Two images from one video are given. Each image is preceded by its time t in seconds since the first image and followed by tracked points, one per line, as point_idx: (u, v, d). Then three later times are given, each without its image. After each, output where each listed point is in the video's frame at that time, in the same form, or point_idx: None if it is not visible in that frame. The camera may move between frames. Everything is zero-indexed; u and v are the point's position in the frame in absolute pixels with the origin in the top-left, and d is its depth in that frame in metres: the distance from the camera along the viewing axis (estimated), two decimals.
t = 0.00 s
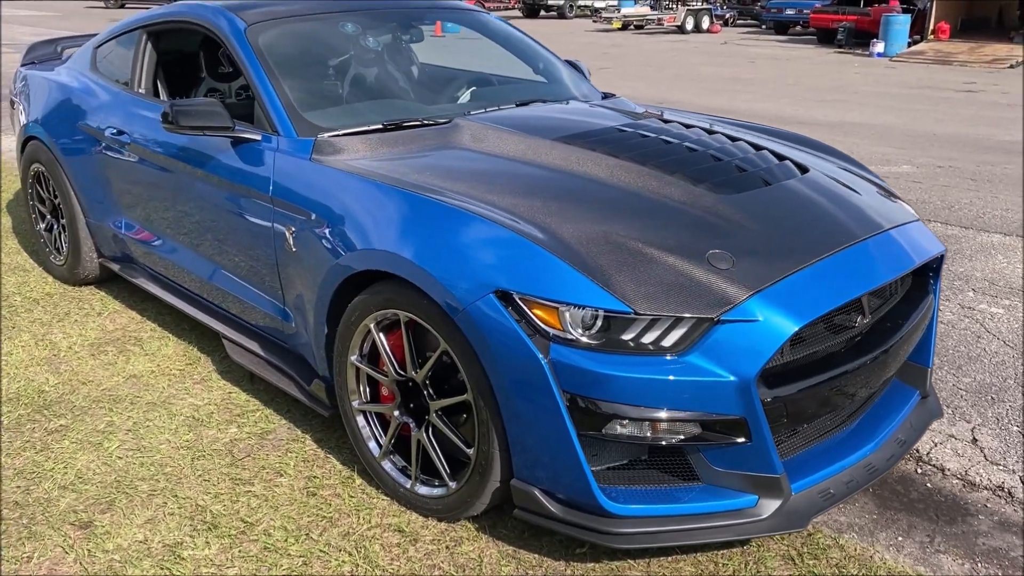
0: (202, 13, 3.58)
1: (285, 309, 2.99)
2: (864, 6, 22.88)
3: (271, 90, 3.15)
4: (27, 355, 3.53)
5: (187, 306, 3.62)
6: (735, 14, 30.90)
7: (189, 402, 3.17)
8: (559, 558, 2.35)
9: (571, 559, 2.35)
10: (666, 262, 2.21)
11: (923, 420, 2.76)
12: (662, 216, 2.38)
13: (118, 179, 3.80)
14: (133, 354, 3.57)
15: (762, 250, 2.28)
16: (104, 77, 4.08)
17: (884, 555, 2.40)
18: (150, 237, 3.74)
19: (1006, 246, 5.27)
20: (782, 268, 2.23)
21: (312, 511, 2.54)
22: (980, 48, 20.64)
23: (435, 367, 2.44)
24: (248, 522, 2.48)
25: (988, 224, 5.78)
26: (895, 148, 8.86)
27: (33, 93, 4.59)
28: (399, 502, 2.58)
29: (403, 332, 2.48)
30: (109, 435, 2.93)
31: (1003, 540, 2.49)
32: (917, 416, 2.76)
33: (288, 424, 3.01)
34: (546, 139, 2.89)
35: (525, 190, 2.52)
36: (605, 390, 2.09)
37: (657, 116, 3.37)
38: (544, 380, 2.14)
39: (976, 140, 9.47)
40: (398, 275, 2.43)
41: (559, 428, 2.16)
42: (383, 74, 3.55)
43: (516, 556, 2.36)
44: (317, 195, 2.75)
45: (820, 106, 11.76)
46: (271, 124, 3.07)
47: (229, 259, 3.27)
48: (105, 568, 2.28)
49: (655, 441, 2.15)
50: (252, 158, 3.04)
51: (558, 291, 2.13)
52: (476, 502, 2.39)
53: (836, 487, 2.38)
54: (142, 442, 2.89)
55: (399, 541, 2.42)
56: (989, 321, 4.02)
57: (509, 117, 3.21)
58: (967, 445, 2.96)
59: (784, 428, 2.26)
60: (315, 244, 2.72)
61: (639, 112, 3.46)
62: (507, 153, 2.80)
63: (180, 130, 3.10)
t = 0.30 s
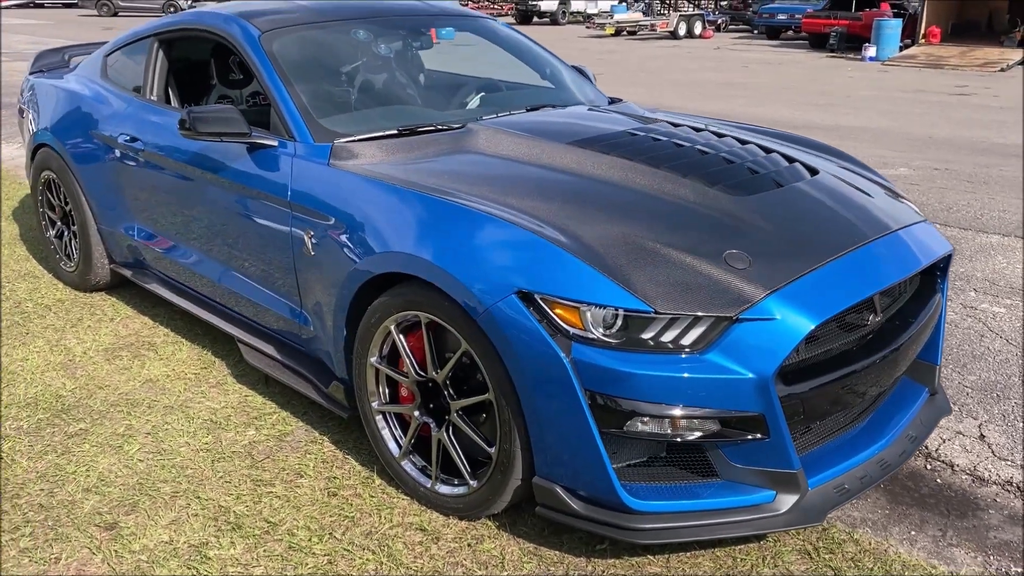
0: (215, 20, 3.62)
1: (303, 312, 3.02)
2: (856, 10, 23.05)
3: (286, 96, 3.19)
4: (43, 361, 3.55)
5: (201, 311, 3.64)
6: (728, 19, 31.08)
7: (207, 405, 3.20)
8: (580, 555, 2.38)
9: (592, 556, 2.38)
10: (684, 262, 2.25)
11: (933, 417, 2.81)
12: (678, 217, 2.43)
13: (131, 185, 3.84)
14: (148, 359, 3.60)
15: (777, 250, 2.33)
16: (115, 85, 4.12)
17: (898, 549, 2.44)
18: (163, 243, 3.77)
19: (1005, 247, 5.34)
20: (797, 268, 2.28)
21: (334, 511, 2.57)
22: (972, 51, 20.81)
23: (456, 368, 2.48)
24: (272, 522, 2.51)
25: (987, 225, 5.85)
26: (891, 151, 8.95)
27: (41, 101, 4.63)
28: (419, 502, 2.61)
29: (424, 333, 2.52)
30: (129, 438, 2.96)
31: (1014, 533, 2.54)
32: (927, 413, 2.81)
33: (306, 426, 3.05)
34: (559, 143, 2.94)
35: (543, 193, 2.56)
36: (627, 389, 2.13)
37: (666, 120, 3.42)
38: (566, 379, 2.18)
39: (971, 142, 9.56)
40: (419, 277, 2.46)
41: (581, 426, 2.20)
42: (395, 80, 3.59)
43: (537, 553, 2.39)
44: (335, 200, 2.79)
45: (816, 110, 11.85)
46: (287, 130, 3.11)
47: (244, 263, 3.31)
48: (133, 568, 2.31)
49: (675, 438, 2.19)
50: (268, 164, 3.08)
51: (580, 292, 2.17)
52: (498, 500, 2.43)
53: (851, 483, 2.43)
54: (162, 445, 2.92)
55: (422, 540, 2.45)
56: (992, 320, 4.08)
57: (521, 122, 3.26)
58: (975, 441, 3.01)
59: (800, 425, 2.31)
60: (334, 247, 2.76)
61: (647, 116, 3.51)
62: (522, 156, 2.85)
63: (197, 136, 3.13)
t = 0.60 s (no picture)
0: (232, 27, 3.69)
1: (323, 313, 3.09)
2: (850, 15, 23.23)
3: (304, 101, 3.25)
4: (63, 363, 3.61)
5: (218, 313, 3.70)
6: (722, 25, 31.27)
7: (227, 405, 3.26)
8: (601, 545, 2.45)
9: (612, 546, 2.45)
10: (701, 259, 2.33)
11: (940, 410, 2.88)
12: (694, 216, 2.50)
13: (148, 190, 3.90)
14: (166, 360, 3.66)
15: (790, 247, 2.41)
16: (130, 92, 4.18)
17: (909, 537, 2.51)
18: (180, 246, 3.83)
19: (1004, 246, 5.43)
20: (810, 264, 2.36)
21: (359, 505, 2.63)
22: (965, 55, 20.98)
23: (478, 364, 2.55)
24: (298, 517, 2.57)
25: (985, 225, 5.95)
26: (889, 153, 9.05)
27: (54, 108, 4.68)
28: (441, 496, 2.68)
29: (446, 330, 2.59)
30: (154, 437, 3.02)
31: (1021, 522, 2.61)
32: (934, 406, 2.88)
33: (326, 424, 3.11)
34: (573, 145, 3.01)
35: (561, 193, 2.63)
36: (648, 381, 2.20)
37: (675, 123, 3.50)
38: (588, 373, 2.25)
39: (967, 145, 9.67)
40: (441, 275, 2.53)
41: (602, 419, 2.27)
42: (408, 85, 3.66)
43: (559, 544, 2.45)
44: (356, 202, 2.86)
45: (812, 114, 11.96)
46: (306, 134, 3.18)
47: (262, 266, 3.37)
48: (165, 561, 2.37)
49: (694, 429, 2.26)
50: (288, 167, 3.15)
51: (601, 288, 2.24)
52: (520, 493, 2.49)
53: (863, 473, 2.50)
54: (186, 443, 2.98)
55: (445, 532, 2.51)
56: (993, 318, 4.16)
57: (534, 125, 3.33)
58: (980, 433, 3.09)
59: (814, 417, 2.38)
60: (356, 248, 2.83)
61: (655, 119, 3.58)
62: (538, 158, 2.92)
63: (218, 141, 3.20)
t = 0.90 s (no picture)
0: (241, 34, 3.76)
1: (334, 313, 3.15)
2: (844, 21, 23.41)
3: (314, 106, 3.32)
4: (76, 365, 3.68)
5: (228, 315, 3.76)
6: (717, 32, 31.47)
7: (239, 404, 3.32)
8: (608, 536, 2.51)
9: (619, 537, 2.51)
10: (704, 256, 2.40)
11: (937, 404, 2.95)
12: (696, 215, 2.57)
13: (158, 194, 3.96)
14: (177, 362, 3.72)
15: (789, 245, 2.48)
16: (141, 99, 4.25)
17: (908, 527, 2.57)
18: (189, 249, 3.89)
19: (998, 247, 5.51)
20: (809, 261, 2.43)
21: (371, 500, 2.69)
22: (959, 61, 21.14)
23: (487, 361, 2.62)
24: (312, 511, 2.63)
25: (980, 227, 6.03)
26: (884, 157, 9.15)
27: (63, 116, 4.76)
28: (452, 490, 2.74)
29: (455, 328, 2.65)
30: (168, 436, 3.08)
31: (1017, 511, 2.68)
32: (931, 400, 2.95)
33: (336, 422, 3.17)
34: (578, 147, 3.08)
35: (566, 194, 2.71)
36: (654, 375, 2.27)
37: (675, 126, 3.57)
38: (595, 367, 2.32)
39: (961, 148, 9.77)
40: (451, 274, 2.60)
41: (610, 412, 2.34)
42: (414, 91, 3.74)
43: (567, 535, 2.52)
44: (366, 204, 2.93)
45: (808, 118, 12.07)
46: (316, 139, 3.25)
47: (272, 268, 3.43)
48: (184, 554, 2.43)
49: (698, 421, 2.33)
50: (298, 171, 3.21)
51: (607, 285, 2.31)
52: (528, 486, 2.56)
53: (862, 465, 2.56)
54: (200, 441, 3.05)
55: (456, 524, 2.57)
56: (988, 316, 4.24)
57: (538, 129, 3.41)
58: (977, 428, 3.16)
59: (815, 409, 2.44)
60: (367, 249, 2.90)
61: (656, 123, 3.66)
62: (543, 161, 2.99)
63: (230, 146, 3.27)
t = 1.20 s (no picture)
0: (242, 42, 3.83)
1: (334, 314, 3.21)
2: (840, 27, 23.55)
3: (314, 112, 3.39)
4: (81, 367, 3.74)
5: (230, 317, 3.82)
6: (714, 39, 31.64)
7: (241, 404, 3.38)
8: (604, 530, 2.56)
9: (614, 530, 2.56)
10: (695, 255, 2.46)
11: (926, 400, 3.01)
12: (688, 216, 2.64)
13: (160, 200, 4.03)
14: (180, 364, 3.78)
15: (779, 244, 2.55)
16: (143, 106, 4.32)
17: (897, 519, 2.63)
18: (192, 254, 3.95)
19: (991, 249, 5.58)
20: (798, 259, 2.50)
21: (372, 496, 2.75)
22: (954, 66, 21.26)
23: (484, 359, 2.67)
24: (314, 507, 2.68)
25: (973, 229, 6.10)
26: (879, 161, 9.23)
27: (66, 123, 4.82)
28: (451, 487, 2.80)
29: (454, 327, 2.71)
30: (172, 436, 3.14)
31: (1004, 504, 2.73)
32: (919, 397, 3.01)
33: (337, 422, 3.23)
34: (573, 151, 3.15)
35: (562, 196, 2.77)
36: (647, 370, 2.33)
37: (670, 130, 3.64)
38: (590, 364, 2.38)
39: (956, 152, 9.86)
40: (450, 274, 2.66)
41: (604, 408, 2.40)
42: (412, 97, 3.81)
43: (564, 529, 2.57)
44: (366, 207, 2.99)
45: (804, 124, 12.16)
46: (316, 143, 3.31)
47: (273, 270, 3.49)
48: (189, 548, 2.48)
49: (691, 416, 2.39)
50: (299, 175, 3.28)
51: (601, 283, 2.37)
52: (525, 481, 2.61)
53: (852, 459, 2.62)
54: (203, 441, 3.10)
55: (455, 519, 2.63)
56: (979, 316, 4.30)
57: (534, 133, 3.47)
58: (966, 423, 3.22)
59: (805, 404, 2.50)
60: (367, 251, 2.96)
61: (651, 127, 3.73)
62: (539, 164, 3.06)
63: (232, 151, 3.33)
